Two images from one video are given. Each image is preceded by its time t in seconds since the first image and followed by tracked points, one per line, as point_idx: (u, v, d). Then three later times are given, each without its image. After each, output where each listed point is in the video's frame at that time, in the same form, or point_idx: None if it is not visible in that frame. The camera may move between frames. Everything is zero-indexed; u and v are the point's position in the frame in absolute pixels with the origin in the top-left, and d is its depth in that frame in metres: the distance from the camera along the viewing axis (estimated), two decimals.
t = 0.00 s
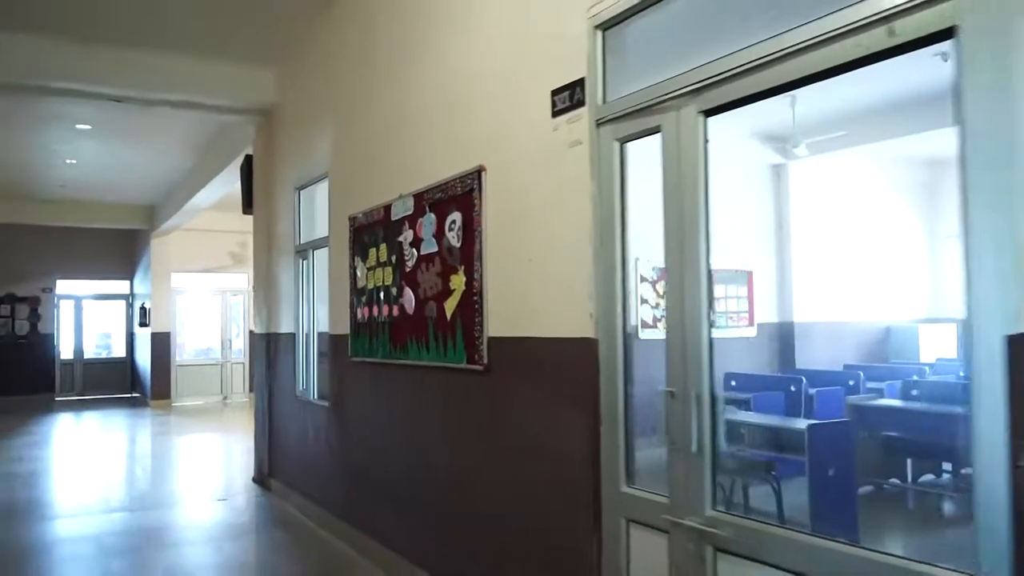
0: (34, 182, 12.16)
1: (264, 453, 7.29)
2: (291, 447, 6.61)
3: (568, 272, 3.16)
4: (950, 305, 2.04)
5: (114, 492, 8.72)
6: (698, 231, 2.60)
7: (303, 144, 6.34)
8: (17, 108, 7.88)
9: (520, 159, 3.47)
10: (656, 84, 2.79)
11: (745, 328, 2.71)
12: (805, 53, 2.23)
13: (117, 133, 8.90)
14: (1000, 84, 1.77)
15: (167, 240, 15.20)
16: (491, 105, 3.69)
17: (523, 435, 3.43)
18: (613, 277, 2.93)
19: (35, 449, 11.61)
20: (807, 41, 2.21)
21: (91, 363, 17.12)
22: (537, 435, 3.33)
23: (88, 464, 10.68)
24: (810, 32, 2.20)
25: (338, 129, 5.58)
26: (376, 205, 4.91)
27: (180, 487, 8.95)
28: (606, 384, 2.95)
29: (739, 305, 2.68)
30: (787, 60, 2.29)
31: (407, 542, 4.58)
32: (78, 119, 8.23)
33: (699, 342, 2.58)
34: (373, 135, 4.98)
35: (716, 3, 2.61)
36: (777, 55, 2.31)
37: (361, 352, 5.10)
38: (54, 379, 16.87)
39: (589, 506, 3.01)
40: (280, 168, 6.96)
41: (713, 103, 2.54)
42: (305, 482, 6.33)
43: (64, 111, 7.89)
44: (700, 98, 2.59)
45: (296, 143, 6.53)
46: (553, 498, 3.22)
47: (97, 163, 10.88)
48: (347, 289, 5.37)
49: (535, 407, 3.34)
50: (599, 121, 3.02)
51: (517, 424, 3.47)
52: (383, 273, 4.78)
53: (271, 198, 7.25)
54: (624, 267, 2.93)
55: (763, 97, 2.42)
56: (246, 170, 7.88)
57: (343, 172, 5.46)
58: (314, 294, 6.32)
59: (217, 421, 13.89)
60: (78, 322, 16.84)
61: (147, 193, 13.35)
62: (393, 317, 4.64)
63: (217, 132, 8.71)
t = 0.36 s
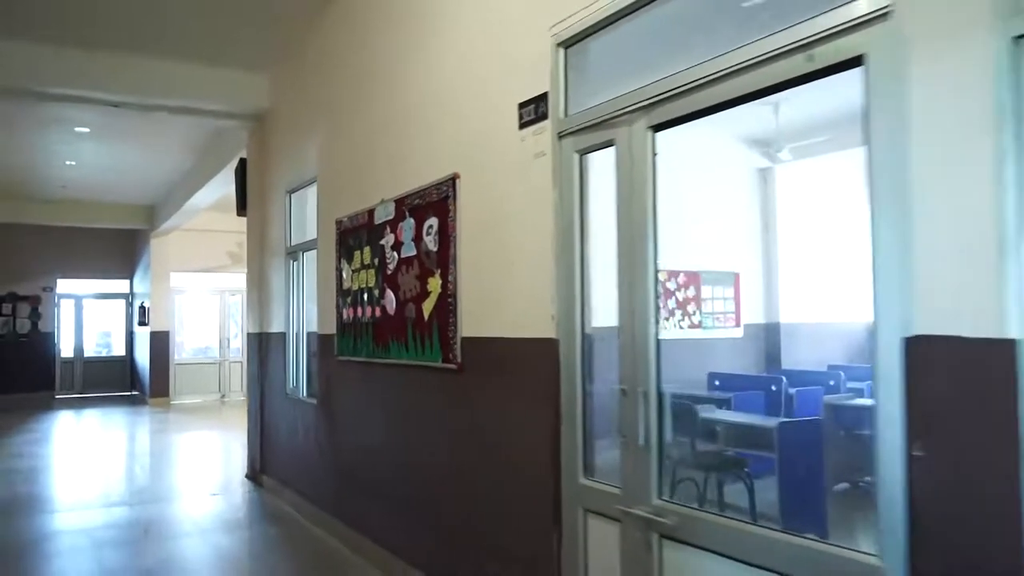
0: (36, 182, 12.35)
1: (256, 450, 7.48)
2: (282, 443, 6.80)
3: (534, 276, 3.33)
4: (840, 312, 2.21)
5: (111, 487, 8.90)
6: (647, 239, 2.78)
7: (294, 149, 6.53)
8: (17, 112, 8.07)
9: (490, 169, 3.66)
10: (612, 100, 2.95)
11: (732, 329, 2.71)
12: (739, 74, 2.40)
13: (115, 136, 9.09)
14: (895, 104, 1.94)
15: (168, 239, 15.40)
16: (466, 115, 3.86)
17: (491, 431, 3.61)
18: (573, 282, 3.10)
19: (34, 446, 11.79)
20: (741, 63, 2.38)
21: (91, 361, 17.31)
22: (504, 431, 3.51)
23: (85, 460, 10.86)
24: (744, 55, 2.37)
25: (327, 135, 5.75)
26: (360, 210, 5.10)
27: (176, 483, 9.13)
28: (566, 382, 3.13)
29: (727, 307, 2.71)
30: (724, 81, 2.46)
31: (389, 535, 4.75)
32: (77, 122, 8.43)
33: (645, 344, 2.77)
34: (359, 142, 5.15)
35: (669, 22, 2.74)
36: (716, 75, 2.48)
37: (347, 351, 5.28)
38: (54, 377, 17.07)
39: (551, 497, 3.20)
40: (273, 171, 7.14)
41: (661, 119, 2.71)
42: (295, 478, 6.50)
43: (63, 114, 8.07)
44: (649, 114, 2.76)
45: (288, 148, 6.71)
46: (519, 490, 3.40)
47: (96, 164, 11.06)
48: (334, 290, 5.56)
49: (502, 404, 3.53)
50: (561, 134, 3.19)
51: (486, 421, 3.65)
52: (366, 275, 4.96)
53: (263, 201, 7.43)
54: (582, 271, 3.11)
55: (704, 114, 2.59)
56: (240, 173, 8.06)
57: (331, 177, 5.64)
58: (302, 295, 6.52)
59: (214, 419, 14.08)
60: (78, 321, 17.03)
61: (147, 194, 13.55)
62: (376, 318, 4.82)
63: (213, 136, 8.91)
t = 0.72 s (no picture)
0: (35, 184, 12.54)
1: (248, 447, 7.66)
2: (271, 440, 6.97)
3: (501, 278, 3.51)
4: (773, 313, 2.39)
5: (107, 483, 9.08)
6: (600, 244, 2.96)
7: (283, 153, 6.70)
8: (14, 116, 8.26)
9: (461, 176, 3.84)
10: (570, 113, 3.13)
11: (717, 328, 2.79)
12: (680, 91, 2.59)
13: (111, 139, 9.28)
14: (808, 122, 2.12)
15: (164, 239, 15.56)
16: (439, 124, 4.04)
17: (462, 426, 3.79)
18: (534, 285, 3.28)
19: (32, 443, 11.97)
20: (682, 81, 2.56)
21: (89, 360, 17.49)
22: (474, 425, 3.69)
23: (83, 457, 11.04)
24: (686, 74, 2.56)
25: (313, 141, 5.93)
26: (344, 213, 5.27)
27: (171, 479, 9.30)
28: (529, 379, 3.31)
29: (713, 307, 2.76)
30: (666, 97, 2.64)
31: (371, 527, 4.93)
32: (73, 126, 8.61)
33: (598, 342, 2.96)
34: (343, 147, 5.33)
35: (657, 24, 2.77)
36: (660, 91, 2.66)
37: (331, 350, 5.45)
38: (53, 376, 17.26)
39: (515, 487, 3.38)
40: (263, 174, 7.32)
41: (612, 131, 2.89)
42: (284, 474, 6.68)
43: (59, 118, 8.26)
44: (602, 126, 2.94)
45: (277, 151, 6.88)
46: (488, 482, 3.58)
47: (93, 166, 11.25)
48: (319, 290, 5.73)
49: (472, 400, 3.71)
50: (524, 144, 3.37)
51: (458, 417, 3.83)
52: (349, 276, 5.14)
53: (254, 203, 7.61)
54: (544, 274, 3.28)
55: (650, 128, 2.77)
56: (232, 176, 8.23)
57: (317, 181, 5.82)
58: (291, 295, 6.69)
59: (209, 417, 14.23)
60: (76, 320, 17.22)
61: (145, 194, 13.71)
62: (358, 317, 5.00)
63: (207, 138, 9.08)
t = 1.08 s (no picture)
0: (35, 185, 12.74)
1: (241, 444, 7.84)
2: (264, 437, 7.14)
3: (472, 280, 3.69)
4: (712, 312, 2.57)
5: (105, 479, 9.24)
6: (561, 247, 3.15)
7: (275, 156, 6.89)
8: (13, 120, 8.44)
9: (437, 181, 4.02)
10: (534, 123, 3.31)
11: (704, 329, 2.71)
12: (630, 104, 2.77)
13: (109, 141, 9.46)
14: (738, 135, 2.30)
15: (162, 239, 15.77)
16: (418, 132, 4.23)
17: (437, 420, 3.97)
18: (502, 285, 3.46)
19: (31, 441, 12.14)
20: (632, 95, 2.74)
21: (89, 360, 17.64)
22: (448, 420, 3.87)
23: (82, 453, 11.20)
24: (635, 89, 2.74)
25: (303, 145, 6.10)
26: (331, 216, 5.45)
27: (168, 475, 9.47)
28: (498, 374, 3.48)
29: (699, 308, 2.74)
30: (618, 110, 2.82)
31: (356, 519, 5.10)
32: (71, 129, 8.80)
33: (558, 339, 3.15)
34: (330, 152, 5.51)
35: (614, 39, 2.93)
36: (613, 104, 2.84)
37: (319, 348, 5.62)
38: (53, 375, 17.43)
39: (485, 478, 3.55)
40: (257, 177, 7.50)
41: (571, 141, 3.07)
42: (275, 470, 6.85)
43: (58, 122, 8.45)
44: (562, 136, 3.12)
45: (269, 154, 7.06)
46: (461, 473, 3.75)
47: (91, 168, 11.43)
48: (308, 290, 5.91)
49: (447, 395, 3.88)
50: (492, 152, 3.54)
51: (434, 412, 4.00)
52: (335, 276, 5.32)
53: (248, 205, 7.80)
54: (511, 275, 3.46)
55: (604, 138, 2.95)
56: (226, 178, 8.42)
57: (306, 184, 6.00)
58: (282, 295, 6.87)
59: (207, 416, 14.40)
60: (76, 319, 17.40)
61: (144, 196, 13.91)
62: (343, 317, 5.18)
63: (203, 142, 9.27)
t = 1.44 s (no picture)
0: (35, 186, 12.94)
1: (235, 441, 8.00)
2: (256, 433, 7.31)
3: (446, 280, 3.86)
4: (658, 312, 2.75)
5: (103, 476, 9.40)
6: (526, 249, 3.33)
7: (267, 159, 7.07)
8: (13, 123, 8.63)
9: (415, 185, 4.19)
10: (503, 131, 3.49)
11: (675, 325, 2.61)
12: (587, 115, 2.94)
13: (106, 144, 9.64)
14: (679, 145, 2.47)
15: (162, 239, 15.98)
16: (398, 138, 4.40)
17: (415, 415, 4.14)
18: (473, 286, 3.63)
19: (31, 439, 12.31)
20: (589, 107, 2.91)
21: (89, 359, 17.82)
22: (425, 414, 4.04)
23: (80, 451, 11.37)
24: (591, 100, 2.92)
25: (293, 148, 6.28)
26: (318, 218, 5.63)
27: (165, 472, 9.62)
28: (469, 370, 3.66)
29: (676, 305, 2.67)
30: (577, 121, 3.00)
31: (342, 512, 5.27)
32: (69, 132, 8.98)
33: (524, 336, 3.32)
34: (317, 156, 5.69)
35: (577, 53, 3.09)
36: (572, 114, 3.01)
37: (307, 346, 5.79)
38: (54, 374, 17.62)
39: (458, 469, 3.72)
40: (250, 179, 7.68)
41: (536, 148, 3.25)
42: (267, 465, 7.02)
43: (56, 125, 8.63)
44: (528, 144, 3.30)
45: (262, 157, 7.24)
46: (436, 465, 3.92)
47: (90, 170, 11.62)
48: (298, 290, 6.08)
49: (423, 391, 4.05)
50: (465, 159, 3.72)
51: (412, 407, 4.18)
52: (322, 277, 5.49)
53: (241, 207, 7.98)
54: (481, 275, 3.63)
55: (565, 146, 3.12)
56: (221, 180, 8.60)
57: (296, 186, 6.17)
58: (274, 294, 7.05)
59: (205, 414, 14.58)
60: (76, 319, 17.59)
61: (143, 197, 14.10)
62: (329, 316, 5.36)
63: (199, 145, 9.45)
